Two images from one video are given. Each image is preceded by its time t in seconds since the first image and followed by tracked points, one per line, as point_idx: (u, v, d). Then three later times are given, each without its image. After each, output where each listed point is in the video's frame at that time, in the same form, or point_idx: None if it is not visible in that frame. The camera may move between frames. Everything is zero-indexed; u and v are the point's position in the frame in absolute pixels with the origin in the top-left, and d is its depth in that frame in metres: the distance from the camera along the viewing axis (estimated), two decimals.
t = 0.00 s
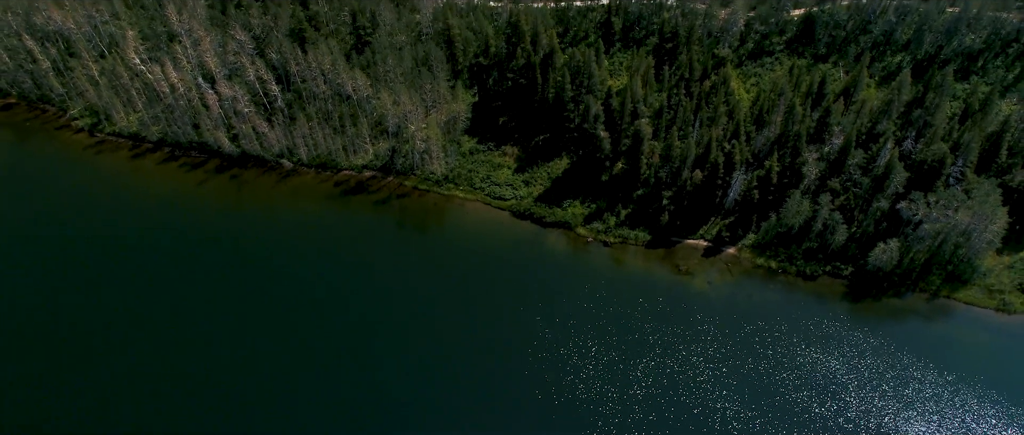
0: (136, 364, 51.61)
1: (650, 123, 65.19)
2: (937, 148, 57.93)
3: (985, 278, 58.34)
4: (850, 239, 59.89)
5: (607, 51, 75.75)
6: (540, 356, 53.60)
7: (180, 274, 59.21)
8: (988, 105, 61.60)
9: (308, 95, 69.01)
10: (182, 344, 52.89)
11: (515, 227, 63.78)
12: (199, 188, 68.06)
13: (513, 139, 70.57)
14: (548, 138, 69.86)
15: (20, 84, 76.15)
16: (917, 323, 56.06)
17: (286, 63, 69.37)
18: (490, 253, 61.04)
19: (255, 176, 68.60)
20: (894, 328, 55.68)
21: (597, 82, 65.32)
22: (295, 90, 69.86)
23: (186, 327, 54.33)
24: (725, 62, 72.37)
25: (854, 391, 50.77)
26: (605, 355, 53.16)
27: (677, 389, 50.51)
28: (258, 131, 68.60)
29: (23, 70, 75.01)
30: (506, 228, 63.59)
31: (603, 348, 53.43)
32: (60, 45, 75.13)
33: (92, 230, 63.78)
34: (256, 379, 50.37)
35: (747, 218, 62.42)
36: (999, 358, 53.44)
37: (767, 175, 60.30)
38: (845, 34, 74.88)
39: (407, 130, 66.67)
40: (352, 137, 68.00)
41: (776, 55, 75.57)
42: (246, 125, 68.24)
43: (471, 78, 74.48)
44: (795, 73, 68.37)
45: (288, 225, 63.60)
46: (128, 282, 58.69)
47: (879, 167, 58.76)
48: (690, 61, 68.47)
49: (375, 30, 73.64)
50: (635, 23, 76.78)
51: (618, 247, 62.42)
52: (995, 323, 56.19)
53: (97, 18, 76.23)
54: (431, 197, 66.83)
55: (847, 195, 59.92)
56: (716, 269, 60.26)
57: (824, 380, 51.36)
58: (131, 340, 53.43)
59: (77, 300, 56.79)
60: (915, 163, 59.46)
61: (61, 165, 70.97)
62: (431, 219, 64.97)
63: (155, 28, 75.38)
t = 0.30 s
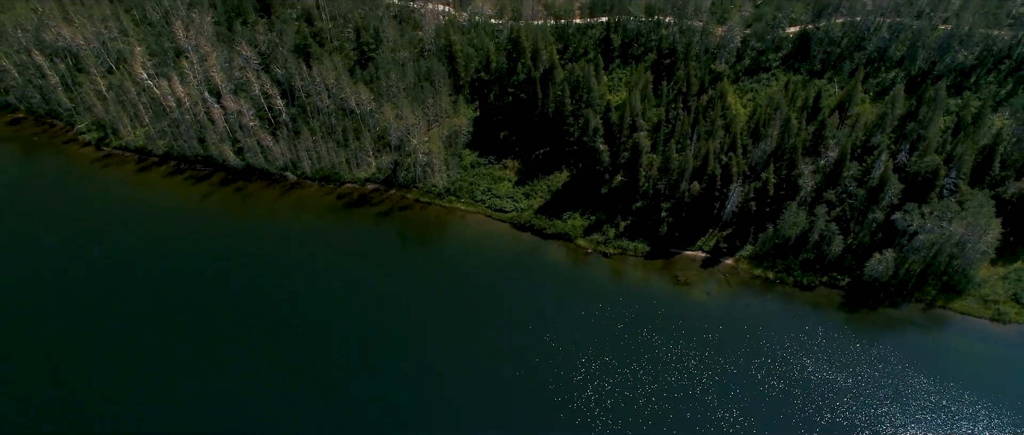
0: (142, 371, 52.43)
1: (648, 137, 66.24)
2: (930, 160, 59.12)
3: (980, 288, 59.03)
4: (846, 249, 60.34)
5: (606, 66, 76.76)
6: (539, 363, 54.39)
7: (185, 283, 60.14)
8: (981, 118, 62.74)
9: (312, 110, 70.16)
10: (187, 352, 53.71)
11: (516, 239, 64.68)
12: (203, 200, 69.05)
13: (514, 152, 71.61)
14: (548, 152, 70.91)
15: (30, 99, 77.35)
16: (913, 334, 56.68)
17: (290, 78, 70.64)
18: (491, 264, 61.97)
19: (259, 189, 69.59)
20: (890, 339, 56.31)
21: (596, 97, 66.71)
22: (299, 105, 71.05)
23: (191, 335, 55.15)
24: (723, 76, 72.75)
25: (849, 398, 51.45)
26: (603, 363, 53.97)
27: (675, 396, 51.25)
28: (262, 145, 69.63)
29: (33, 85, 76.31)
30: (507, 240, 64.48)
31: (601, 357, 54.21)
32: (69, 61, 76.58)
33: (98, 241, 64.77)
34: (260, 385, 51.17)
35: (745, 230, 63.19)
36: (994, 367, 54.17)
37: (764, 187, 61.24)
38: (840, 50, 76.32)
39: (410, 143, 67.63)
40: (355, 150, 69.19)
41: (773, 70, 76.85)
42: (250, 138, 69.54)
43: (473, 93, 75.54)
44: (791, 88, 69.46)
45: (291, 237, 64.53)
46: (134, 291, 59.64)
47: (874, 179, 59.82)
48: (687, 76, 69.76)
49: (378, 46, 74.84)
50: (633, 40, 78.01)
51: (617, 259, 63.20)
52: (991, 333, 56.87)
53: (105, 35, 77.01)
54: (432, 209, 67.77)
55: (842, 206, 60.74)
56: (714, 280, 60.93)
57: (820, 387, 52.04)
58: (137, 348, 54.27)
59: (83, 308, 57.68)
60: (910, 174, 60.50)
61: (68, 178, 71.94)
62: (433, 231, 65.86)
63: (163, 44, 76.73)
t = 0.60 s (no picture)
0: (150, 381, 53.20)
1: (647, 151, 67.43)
2: (924, 172, 60.23)
3: (975, 299, 59.71)
4: (842, 260, 61.26)
5: (605, 82, 78.01)
6: (540, 374, 55.09)
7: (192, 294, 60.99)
8: (973, 131, 63.96)
9: (316, 124, 71.33)
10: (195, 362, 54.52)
11: (516, 251, 65.58)
12: (208, 212, 69.92)
13: (515, 166, 72.63)
14: (548, 165, 71.94)
15: (38, 114, 78.44)
16: (908, 342, 57.45)
17: (295, 93, 71.86)
18: (494, 277, 63.05)
19: (264, 202, 70.47)
20: (887, 349, 56.97)
21: (595, 111, 67.94)
22: (303, 119, 72.11)
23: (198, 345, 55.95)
24: (719, 91, 73.89)
25: (846, 406, 52.27)
26: (604, 374, 54.76)
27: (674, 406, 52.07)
28: (266, 159, 70.38)
29: (41, 100, 77.47)
30: (507, 252, 65.43)
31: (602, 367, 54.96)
32: (77, 77, 77.75)
33: (104, 253, 65.61)
34: (265, 391, 52.47)
35: (743, 241, 64.01)
36: (986, 374, 54.99)
37: (760, 199, 61.91)
38: (835, 67, 77.74)
39: (412, 157, 68.60)
40: (358, 164, 70.05)
41: (769, 86, 78.21)
42: (255, 153, 70.16)
43: (474, 108, 76.54)
44: (787, 103, 70.57)
45: (295, 251, 65.50)
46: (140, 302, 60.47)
47: (869, 191, 60.90)
48: (685, 90, 70.88)
49: (381, 62, 76.22)
50: (632, 56, 79.18)
51: (617, 270, 64.00)
52: (985, 342, 57.56)
53: (113, 51, 78.24)
54: (435, 222, 68.69)
55: (838, 217, 61.68)
56: (713, 291, 61.58)
57: (818, 396, 52.77)
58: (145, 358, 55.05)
59: (91, 318, 58.39)
60: (904, 185, 61.59)
61: (75, 191, 72.88)
62: (435, 244, 66.80)
63: (170, 60, 78.09)
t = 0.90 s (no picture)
0: (162, 403, 54.54)
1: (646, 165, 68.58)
2: (917, 185, 61.42)
3: (971, 310, 60.37)
4: (838, 272, 61.97)
5: (603, 98, 79.25)
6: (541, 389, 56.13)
7: (198, 309, 62.12)
8: (966, 145, 65.16)
9: (320, 139, 72.52)
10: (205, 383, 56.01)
11: (517, 263, 66.46)
12: (212, 226, 70.76)
13: (516, 180, 73.56)
14: (548, 179, 72.90)
15: (45, 129, 79.60)
16: (904, 352, 58.18)
17: (300, 108, 73.24)
18: (495, 290, 63.96)
19: (267, 215, 71.31)
20: (885, 361, 57.56)
21: (594, 125, 69.39)
22: (307, 134, 73.33)
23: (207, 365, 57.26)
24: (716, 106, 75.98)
25: (841, 415, 53.18)
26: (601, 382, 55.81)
27: (674, 421, 52.97)
28: (271, 173, 71.59)
29: (49, 115, 78.74)
30: (508, 264, 66.30)
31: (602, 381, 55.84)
32: (85, 92, 78.93)
33: (112, 267, 66.66)
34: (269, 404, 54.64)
35: (740, 253, 64.74)
36: (981, 384, 55.76)
37: (757, 211, 63.24)
38: (830, 83, 79.07)
39: (414, 171, 69.78)
40: (361, 177, 71.05)
41: (765, 101, 79.39)
42: (260, 167, 71.46)
43: (475, 123, 77.10)
44: (784, 118, 71.72)
45: (299, 265, 66.51)
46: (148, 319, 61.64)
47: (864, 204, 61.97)
48: (683, 106, 72.21)
49: (384, 77, 77.36)
50: (631, 73, 80.39)
51: (616, 282, 64.76)
52: (980, 352, 58.28)
53: (121, 67, 79.50)
54: (437, 235, 69.64)
55: (834, 229, 62.24)
56: (712, 303, 62.30)
57: (816, 409, 53.51)
58: (154, 374, 56.61)
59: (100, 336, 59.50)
60: (899, 198, 62.57)
61: (81, 205, 73.79)
62: (437, 257, 67.74)
63: (176, 76, 79.52)
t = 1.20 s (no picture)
0: (164, 403, 55.78)
1: (644, 179, 69.51)
2: (912, 197, 62.23)
3: (966, 321, 61.07)
4: (835, 284, 62.86)
5: (602, 114, 80.53)
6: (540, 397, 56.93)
7: (201, 320, 62.86)
8: (959, 159, 66.19)
9: (324, 154, 73.78)
10: (208, 392, 56.67)
11: (516, 274, 67.35)
12: (217, 238, 71.68)
13: (516, 194, 74.42)
14: (549, 193, 73.88)
15: (53, 145, 80.75)
16: (900, 363, 58.89)
17: (304, 123, 74.52)
18: (495, 301, 64.85)
19: (271, 228, 72.26)
20: (881, 372, 58.21)
21: (594, 140, 70.42)
22: (312, 149, 74.56)
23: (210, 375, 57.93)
24: (714, 121, 77.31)
25: (836, 423, 54.02)
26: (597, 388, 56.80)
27: (672, 431, 53.65)
28: (275, 187, 72.55)
29: (56, 131, 79.99)
30: (508, 276, 67.19)
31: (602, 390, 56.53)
32: (92, 108, 80.41)
33: (116, 277, 67.61)
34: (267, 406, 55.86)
35: (738, 265, 65.74)
36: (976, 393, 56.45)
37: (754, 224, 64.42)
38: (826, 99, 80.37)
39: (416, 185, 70.86)
40: (364, 191, 72.01)
41: (762, 117, 80.66)
42: (264, 181, 72.46)
43: (477, 139, 78.29)
44: (780, 132, 72.85)
45: (302, 277, 67.50)
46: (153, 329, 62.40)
47: (859, 216, 62.77)
48: (681, 121, 73.45)
49: (387, 93, 78.50)
50: (629, 89, 81.55)
51: (615, 294, 65.53)
52: (975, 362, 59.02)
53: (128, 83, 80.81)
54: (438, 248, 70.58)
55: (830, 241, 63.40)
56: (710, 314, 63.02)
57: (813, 420, 54.18)
58: (156, 376, 57.79)
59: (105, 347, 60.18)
60: (893, 210, 63.79)
61: (88, 218, 74.74)
62: (438, 270, 68.65)
63: (182, 92, 80.86)
